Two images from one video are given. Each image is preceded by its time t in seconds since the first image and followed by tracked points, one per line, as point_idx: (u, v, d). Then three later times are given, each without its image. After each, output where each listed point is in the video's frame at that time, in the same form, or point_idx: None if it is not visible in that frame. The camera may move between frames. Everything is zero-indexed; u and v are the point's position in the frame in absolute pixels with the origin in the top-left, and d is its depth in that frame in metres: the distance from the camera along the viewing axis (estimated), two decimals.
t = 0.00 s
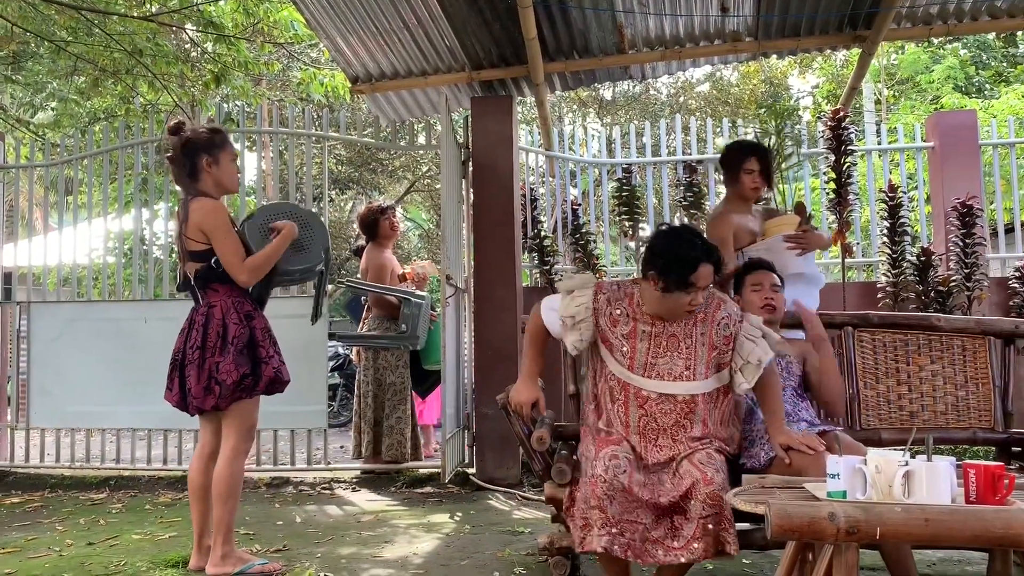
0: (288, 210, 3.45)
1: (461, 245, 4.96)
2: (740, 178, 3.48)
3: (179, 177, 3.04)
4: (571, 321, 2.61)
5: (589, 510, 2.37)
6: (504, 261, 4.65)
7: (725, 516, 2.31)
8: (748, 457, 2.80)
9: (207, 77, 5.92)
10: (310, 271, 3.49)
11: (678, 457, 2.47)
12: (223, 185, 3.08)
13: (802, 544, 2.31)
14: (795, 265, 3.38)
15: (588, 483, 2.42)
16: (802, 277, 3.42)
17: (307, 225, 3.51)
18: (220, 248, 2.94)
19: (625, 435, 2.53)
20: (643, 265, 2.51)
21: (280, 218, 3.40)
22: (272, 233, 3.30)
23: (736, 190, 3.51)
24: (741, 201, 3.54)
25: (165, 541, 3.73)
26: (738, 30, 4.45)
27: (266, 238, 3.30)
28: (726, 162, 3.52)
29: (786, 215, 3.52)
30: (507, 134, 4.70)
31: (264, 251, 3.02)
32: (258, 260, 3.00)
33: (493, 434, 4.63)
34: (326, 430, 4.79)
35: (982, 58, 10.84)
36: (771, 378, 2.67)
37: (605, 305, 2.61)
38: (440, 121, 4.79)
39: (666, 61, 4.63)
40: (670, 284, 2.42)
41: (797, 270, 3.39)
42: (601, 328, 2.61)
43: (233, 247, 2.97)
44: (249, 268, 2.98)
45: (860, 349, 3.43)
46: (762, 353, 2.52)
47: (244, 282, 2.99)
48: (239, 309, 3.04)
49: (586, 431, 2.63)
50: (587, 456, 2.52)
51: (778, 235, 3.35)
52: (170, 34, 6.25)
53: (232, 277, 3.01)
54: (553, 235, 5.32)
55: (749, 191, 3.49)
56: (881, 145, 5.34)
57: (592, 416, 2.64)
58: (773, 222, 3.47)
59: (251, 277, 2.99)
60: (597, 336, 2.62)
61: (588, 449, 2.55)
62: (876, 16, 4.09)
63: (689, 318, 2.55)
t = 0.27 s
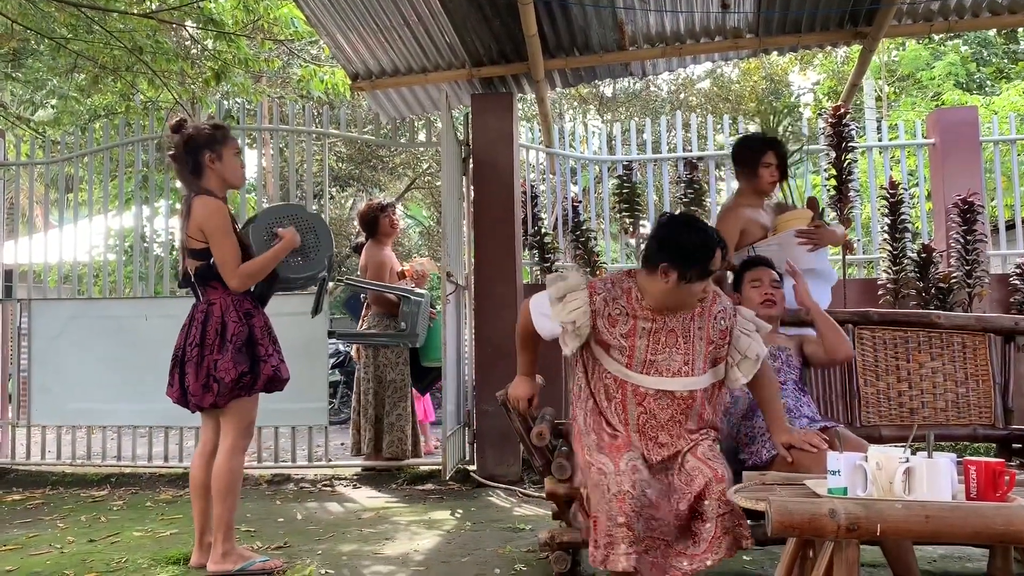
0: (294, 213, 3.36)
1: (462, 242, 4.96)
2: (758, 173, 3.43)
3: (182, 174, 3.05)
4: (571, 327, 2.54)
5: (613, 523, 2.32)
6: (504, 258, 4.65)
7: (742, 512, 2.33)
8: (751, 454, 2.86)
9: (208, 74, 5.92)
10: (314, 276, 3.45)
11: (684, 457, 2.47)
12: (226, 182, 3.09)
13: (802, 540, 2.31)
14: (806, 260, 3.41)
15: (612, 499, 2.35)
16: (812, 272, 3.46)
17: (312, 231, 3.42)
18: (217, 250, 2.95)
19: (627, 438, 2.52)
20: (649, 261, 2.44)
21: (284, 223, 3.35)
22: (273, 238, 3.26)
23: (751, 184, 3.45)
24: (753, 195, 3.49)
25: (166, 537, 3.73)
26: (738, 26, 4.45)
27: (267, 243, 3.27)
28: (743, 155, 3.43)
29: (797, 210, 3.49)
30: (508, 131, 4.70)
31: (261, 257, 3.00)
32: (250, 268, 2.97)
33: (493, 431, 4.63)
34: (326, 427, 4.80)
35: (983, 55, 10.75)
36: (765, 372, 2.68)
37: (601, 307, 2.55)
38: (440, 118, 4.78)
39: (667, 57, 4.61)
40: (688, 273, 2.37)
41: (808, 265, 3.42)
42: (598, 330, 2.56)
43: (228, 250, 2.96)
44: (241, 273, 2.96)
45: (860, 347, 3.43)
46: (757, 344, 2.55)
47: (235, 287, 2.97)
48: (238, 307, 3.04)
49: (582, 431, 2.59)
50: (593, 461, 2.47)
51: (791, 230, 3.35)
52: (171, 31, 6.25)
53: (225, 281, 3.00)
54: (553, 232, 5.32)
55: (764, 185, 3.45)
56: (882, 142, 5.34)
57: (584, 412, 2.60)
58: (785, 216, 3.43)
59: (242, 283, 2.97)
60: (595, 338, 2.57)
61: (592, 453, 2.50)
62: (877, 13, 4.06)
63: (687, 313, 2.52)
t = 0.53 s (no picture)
0: (295, 212, 3.40)
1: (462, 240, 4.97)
2: (785, 167, 3.35)
3: (185, 172, 3.05)
4: (593, 334, 2.33)
5: (667, 529, 2.21)
6: (505, 256, 4.65)
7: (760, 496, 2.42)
8: (748, 451, 2.88)
9: (208, 72, 5.91)
10: (315, 278, 3.46)
11: (702, 465, 2.46)
12: (229, 180, 3.09)
13: (803, 537, 2.31)
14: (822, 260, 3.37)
15: (667, 501, 2.23)
16: (827, 272, 3.43)
17: (314, 230, 3.44)
18: (216, 251, 2.94)
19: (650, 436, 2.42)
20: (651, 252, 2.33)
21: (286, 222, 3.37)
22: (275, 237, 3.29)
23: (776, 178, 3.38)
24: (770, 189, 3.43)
25: (168, 535, 3.74)
26: (738, 23, 4.44)
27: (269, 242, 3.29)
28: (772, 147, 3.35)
29: (813, 208, 3.44)
30: (508, 128, 4.70)
31: (261, 260, 2.99)
32: (248, 270, 2.96)
33: (494, 428, 4.63)
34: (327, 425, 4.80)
35: (983, 52, 10.79)
36: (753, 363, 2.63)
37: (613, 310, 2.39)
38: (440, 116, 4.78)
39: (667, 54, 4.61)
40: (694, 258, 2.30)
41: (823, 265, 3.39)
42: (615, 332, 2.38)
43: (228, 252, 2.96)
44: (241, 275, 2.96)
45: (860, 344, 3.43)
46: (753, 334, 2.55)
47: (234, 289, 2.97)
48: (240, 306, 3.04)
49: (598, 437, 2.40)
50: (628, 468, 2.31)
51: (808, 230, 3.32)
52: (170, 29, 6.24)
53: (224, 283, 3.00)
54: (554, 230, 5.32)
55: (785, 180, 3.39)
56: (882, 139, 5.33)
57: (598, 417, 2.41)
58: (802, 214, 3.38)
59: (241, 285, 2.97)
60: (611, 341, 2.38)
61: (622, 459, 2.34)
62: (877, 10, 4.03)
63: (688, 303, 2.44)
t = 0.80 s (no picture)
0: (296, 211, 3.32)
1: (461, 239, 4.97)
2: (821, 166, 3.38)
3: (186, 169, 3.06)
4: (625, 341, 2.30)
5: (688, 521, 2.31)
6: (504, 254, 4.65)
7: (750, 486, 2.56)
8: (747, 449, 2.89)
9: (207, 70, 5.91)
10: (316, 278, 3.38)
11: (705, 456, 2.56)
12: (230, 177, 3.09)
13: (802, 534, 2.31)
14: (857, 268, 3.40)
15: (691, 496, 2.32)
16: (859, 279, 3.47)
17: (317, 229, 3.35)
18: (215, 249, 2.94)
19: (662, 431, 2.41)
20: (636, 252, 2.42)
21: (288, 219, 3.30)
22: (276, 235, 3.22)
23: (811, 177, 3.41)
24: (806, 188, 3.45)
25: (167, 534, 3.74)
26: (737, 22, 4.44)
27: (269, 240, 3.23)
28: (806, 145, 3.38)
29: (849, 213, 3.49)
30: (507, 127, 4.70)
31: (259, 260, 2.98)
32: (248, 269, 2.95)
33: (494, 427, 4.64)
34: (326, 424, 4.80)
35: (982, 50, 10.90)
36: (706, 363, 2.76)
37: (621, 310, 2.36)
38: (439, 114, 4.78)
39: (666, 53, 4.61)
40: (675, 244, 2.44)
41: (858, 273, 3.42)
42: (637, 335, 2.35)
43: (227, 251, 2.96)
44: (238, 274, 2.96)
45: (859, 342, 3.42)
46: (704, 330, 2.67)
47: (232, 287, 2.98)
48: (239, 305, 3.04)
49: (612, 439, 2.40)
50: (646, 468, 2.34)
51: (843, 234, 3.36)
52: (169, 27, 6.23)
53: (224, 280, 3.00)
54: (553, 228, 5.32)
55: (822, 179, 3.42)
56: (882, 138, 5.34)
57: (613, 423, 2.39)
58: (840, 218, 3.41)
59: (239, 284, 2.97)
60: (637, 346, 2.35)
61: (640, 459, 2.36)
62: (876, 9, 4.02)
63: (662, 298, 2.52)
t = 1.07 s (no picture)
0: (293, 211, 3.32)
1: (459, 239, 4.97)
2: (868, 168, 3.49)
3: (183, 168, 3.05)
4: (625, 337, 2.45)
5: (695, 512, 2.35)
6: (501, 253, 4.65)
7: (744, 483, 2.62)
8: (743, 448, 2.87)
9: (204, 70, 5.90)
10: (312, 279, 3.38)
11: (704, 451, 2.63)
12: (227, 175, 3.09)
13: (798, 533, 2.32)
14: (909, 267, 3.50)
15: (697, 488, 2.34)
16: (907, 277, 3.57)
17: (313, 229, 3.36)
18: (211, 249, 2.94)
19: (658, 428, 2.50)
20: (616, 250, 2.61)
21: (285, 219, 3.30)
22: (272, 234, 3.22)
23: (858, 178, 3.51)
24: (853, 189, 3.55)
25: (165, 533, 3.74)
26: (735, 21, 4.44)
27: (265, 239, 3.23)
28: (854, 148, 3.50)
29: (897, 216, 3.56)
30: (504, 126, 4.70)
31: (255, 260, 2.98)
32: (244, 269, 2.95)
33: (491, 426, 4.64)
34: (324, 423, 4.80)
35: (979, 50, 10.94)
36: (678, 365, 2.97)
37: (613, 307, 2.51)
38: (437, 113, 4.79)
39: (664, 53, 4.61)
40: (650, 240, 2.64)
41: (909, 271, 3.52)
42: (632, 331, 2.53)
43: (223, 251, 2.95)
44: (234, 273, 2.96)
45: (856, 341, 3.42)
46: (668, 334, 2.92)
47: (228, 287, 2.97)
48: (236, 304, 3.04)
49: (615, 434, 2.52)
50: (651, 460, 2.43)
51: (893, 236, 3.44)
52: (166, 26, 6.22)
53: (220, 280, 3.00)
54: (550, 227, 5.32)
55: (868, 181, 3.52)
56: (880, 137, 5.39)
57: (615, 420, 2.52)
58: (889, 218, 3.49)
59: (235, 283, 2.97)
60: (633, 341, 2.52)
61: (643, 452, 2.46)
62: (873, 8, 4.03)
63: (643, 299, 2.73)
